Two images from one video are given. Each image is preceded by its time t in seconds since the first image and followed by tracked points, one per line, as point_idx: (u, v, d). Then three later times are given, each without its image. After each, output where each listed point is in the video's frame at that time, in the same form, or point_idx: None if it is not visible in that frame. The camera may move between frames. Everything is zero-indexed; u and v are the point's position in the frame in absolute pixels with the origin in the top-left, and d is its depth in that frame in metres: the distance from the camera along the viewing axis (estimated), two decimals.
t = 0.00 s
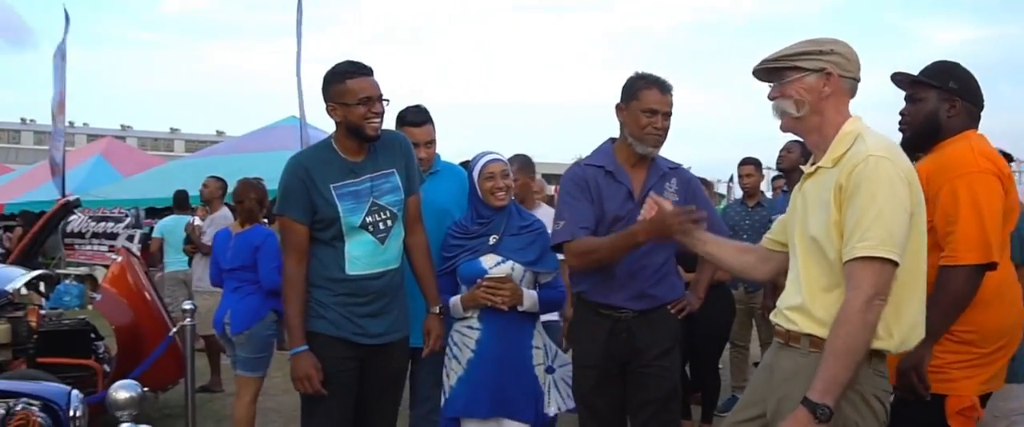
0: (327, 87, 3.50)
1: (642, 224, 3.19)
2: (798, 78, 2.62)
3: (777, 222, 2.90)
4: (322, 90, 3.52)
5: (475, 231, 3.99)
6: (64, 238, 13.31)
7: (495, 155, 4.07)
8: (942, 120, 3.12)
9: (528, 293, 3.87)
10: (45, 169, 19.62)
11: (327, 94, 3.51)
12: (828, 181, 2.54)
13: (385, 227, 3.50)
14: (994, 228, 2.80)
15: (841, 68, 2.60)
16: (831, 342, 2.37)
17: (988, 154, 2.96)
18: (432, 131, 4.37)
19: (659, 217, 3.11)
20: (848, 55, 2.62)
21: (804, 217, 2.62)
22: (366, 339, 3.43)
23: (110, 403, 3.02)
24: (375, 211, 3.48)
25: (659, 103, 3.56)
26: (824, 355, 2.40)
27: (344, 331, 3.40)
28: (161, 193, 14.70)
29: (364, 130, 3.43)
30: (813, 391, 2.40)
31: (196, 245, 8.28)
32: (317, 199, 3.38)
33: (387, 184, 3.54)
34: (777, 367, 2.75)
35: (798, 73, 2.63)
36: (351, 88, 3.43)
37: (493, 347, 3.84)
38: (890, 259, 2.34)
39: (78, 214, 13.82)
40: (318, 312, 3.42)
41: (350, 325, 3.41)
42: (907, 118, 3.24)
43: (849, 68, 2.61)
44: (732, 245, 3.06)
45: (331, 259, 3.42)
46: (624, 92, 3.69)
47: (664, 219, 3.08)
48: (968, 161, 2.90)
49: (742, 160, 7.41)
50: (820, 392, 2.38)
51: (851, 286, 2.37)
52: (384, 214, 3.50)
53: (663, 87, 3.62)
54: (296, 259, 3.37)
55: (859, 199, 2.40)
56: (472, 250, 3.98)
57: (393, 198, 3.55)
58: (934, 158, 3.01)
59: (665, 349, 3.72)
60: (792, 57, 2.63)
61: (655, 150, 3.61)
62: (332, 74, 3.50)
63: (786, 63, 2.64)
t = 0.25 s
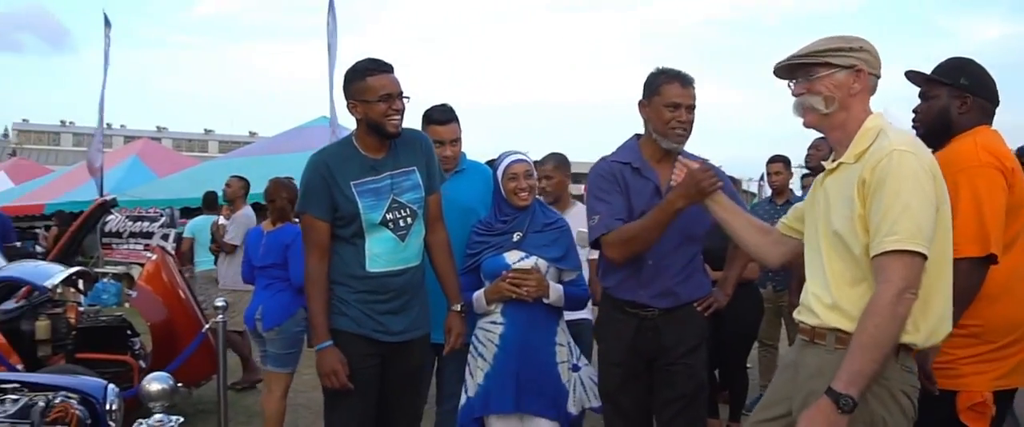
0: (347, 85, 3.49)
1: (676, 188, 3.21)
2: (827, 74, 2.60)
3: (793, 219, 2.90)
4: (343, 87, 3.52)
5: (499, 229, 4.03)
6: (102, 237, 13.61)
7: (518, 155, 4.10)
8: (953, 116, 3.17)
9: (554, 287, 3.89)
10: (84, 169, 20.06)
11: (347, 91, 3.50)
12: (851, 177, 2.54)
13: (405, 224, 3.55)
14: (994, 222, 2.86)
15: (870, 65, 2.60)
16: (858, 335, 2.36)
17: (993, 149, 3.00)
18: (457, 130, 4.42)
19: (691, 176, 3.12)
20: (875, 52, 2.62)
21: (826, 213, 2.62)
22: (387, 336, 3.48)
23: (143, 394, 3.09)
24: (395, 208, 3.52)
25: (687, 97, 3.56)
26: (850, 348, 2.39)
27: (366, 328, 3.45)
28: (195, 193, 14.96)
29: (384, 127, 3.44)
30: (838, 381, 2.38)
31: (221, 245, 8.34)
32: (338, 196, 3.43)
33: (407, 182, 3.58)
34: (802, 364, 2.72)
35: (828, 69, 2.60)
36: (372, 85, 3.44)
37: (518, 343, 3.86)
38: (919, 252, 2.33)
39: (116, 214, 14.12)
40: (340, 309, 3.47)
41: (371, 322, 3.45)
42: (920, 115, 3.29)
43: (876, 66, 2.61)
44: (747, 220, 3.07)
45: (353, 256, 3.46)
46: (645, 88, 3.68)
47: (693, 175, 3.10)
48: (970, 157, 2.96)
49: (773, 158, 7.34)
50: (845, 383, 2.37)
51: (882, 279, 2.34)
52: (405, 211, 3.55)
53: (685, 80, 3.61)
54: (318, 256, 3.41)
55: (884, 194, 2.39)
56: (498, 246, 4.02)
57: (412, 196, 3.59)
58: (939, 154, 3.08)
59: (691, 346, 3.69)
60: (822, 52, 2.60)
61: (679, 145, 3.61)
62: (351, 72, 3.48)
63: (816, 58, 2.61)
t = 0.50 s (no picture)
0: (366, 81, 3.49)
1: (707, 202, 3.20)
2: (856, 68, 2.58)
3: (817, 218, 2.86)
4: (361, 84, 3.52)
5: (521, 225, 4.07)
6: (135, 235, 13.86)
7: (539, 152, 4.11)
8: (950, 117, 3.30)
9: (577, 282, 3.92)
10: (118, 169, 20.43)
11: (366, 88, 3.51)
12: (874, 171, 2.54)
13: (422, 222, 3.53)
14: (986, 221, 2.85)
15: (894, 60, 2.61)
16: (885, 328, 2.36)
17: (987, 149, 3.02)
18: (479, 128, 4.47)
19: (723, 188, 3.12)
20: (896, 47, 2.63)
21: (847, 208, 2.62)
22: (404, 333, 3.48)
23: (173, 386, 3.17)
24: (412, 206, 3.50)
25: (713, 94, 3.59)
26: (876, 340, 2.39)
27: (383, 325, 3.45)
28: (225, 192, 15.17)
29: (402, 124, 3.44)
30: (862, 369, 2.38)
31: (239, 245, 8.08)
32: (356, 193, 3.43)
33: (424, 180, 3.55)
34: (824, 360, 2.71)
35: (856, 63, 2.58)
36: (390, 82, 3.43)
37: (539, 337, 3.89)
38: (950, 246, 2.34)
39: (149, 214, 14.41)
40: (358, 306, 3.48)
41: (388, 319, 3.46)
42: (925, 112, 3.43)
43: (897, 62, 2.62)
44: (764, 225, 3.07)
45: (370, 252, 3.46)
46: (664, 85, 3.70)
47: (724, 189, 3.10)
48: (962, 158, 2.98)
49: (799, 155, 7.29)
50: (869, 371, 2.36)
51: (913, 274, 2.34)
52: (421, 209, 3.52)
53: (705, 75, 3.63)
54: (335, 251, 3.42)
55: (912, 188, 2.38)
56: (519, 242, 4.05)
57: (430, 194, 3.56)
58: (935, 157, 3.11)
59: (716, 344, 3.70)
60: (851, 46, 2.58)
61: (701, 141, 3.62)
62: (370, 69, 3.48)
63: (846, 51, 2.59)
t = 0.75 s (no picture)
0: (382, 79, 3.53)
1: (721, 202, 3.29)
2: (879, 66, 2.56)
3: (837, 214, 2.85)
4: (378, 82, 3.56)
5: (540, 219, 4.12)
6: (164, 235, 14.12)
7: (557, 147, 4.16)
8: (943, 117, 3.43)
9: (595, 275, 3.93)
10: (147, 169, 20.77)
11: (382, 85, 3.54)
12: (899, 167, 2.53)
13: (436, 219, 3.53)
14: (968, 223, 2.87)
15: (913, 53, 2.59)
16: (910, 320, 2.36)
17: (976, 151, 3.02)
18: (499, 127, 4.51)
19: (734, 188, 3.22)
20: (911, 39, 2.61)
21: (870, 205, 2.60)
22: (420, 330, 3.46)
23: (199, 378, 3.25)
24: (426, 203, 3.51)
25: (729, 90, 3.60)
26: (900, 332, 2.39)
27: (398, 322, 3.43)
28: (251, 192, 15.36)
29: (419, 119, 3.46)
30: (884, 362, 2.37)
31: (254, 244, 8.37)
32: (371, 189, 3.43)
33: (439, 178, 3.57)
34: (846, 355, 2.69)
35: (880, 62, 2.56)
36: (406, 79, 3.46)
37: (559, 331, 3.92)
38: (976, 242, 2.34)
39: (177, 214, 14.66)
40: (373, 302, 3.46)
41: (403, 315, 3.44)
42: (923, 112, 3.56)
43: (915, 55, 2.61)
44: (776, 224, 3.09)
45: (385, 248, 3.46)
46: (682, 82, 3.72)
47: (736, 188, 3.20)
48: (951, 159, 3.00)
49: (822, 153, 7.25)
50: (892, 365, 2.36)
51: (940, 268, 2.34)
52: (436, 206, 3.54)
53: (719, 71, 3.64)
54: (349, 246, 3.42)
55: (939, 183, 2.37)
56: (538, 236, 4.10)
57: (444, 191, 3.57)
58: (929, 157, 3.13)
59: (733, 342, 3.69)
60: (875, 45, 2.55)
61: (716, 136, 3.62)
62: (386, 67, 3.52)
63: (870, 51, 2.55)
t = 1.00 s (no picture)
0: (400, 75, 3.58)
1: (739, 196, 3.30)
2: (899, 62, 2.56)
3: (853, 209, 2.87)
4: (396, 78, 3.61)
5: (559, 216, 4.16)
6: (190, 234, 14.32)
7: (576, 146, 4.18)
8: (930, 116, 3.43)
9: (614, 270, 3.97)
10: (174, 168, 21.05)
11: (399, 81, 3.59)
12: (918, 163, 2.53)
13: (451, 215, 3.58)
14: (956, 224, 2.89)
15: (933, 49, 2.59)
16: (933, 317, 2.35)
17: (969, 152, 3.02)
18: (516, 125, 4.54)
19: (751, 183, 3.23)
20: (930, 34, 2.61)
21: (888, 200, 2.61)
22: (435, 325, 3.50)
23: (226, 369, 3.32)
24: (440, 198, 3.55)
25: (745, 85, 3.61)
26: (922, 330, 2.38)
27: (414, 319, 3.47)
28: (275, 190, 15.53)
29: (434, 114, 3.51)
30: (907, 360, 2.36)
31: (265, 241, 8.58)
32: (387, 184, 3.48)
33: (454, 174, 3.61)
34: (867, 352, 2.66)
35: (900, 57, 2.56)
36: (422, 74, 3.51)
37: (575, 326, 3.96)
38: (995, 239, 2.34)
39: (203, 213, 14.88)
40: (388, 297, 3.50)
41: (418, 312, 3.47)
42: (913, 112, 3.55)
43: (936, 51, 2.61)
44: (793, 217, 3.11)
45: (400, 243, 3.50)
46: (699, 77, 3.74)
47: (753, 183, 3.21)
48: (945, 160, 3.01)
49: (845, 150, 7.19)
50: (915, 363, 2.35)
51: (959, 266, 2.34)
52: (451, 202, 3.58)
53: (735, 66, 3.65)
54: (363, 240, 3.47)
55: (958, 181, 2.38)
56: (558, 232, 4.14)
57: (459, 187, 3.61)
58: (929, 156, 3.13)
59: (748, 337, 3.70)
60: (895, 41, 2.54)
61: (731, 132, 3.64)
62: (403, 63, 3.57)
63: (889, 47, 2.54)
